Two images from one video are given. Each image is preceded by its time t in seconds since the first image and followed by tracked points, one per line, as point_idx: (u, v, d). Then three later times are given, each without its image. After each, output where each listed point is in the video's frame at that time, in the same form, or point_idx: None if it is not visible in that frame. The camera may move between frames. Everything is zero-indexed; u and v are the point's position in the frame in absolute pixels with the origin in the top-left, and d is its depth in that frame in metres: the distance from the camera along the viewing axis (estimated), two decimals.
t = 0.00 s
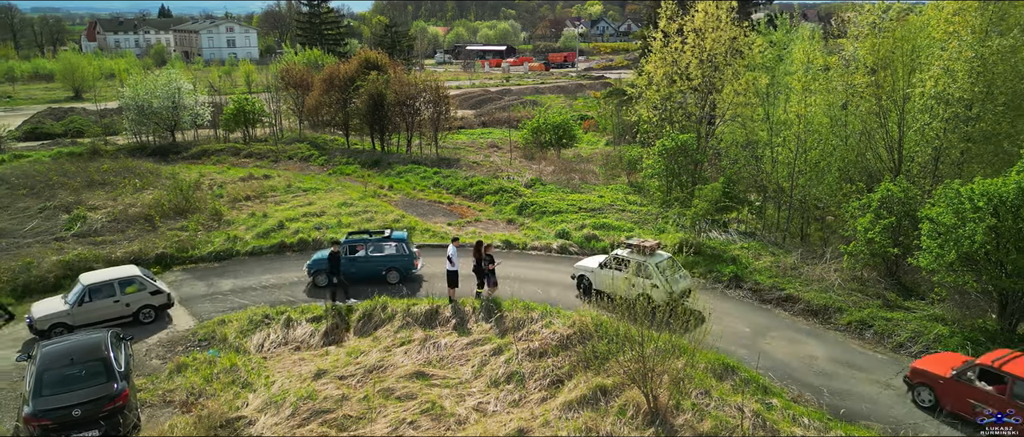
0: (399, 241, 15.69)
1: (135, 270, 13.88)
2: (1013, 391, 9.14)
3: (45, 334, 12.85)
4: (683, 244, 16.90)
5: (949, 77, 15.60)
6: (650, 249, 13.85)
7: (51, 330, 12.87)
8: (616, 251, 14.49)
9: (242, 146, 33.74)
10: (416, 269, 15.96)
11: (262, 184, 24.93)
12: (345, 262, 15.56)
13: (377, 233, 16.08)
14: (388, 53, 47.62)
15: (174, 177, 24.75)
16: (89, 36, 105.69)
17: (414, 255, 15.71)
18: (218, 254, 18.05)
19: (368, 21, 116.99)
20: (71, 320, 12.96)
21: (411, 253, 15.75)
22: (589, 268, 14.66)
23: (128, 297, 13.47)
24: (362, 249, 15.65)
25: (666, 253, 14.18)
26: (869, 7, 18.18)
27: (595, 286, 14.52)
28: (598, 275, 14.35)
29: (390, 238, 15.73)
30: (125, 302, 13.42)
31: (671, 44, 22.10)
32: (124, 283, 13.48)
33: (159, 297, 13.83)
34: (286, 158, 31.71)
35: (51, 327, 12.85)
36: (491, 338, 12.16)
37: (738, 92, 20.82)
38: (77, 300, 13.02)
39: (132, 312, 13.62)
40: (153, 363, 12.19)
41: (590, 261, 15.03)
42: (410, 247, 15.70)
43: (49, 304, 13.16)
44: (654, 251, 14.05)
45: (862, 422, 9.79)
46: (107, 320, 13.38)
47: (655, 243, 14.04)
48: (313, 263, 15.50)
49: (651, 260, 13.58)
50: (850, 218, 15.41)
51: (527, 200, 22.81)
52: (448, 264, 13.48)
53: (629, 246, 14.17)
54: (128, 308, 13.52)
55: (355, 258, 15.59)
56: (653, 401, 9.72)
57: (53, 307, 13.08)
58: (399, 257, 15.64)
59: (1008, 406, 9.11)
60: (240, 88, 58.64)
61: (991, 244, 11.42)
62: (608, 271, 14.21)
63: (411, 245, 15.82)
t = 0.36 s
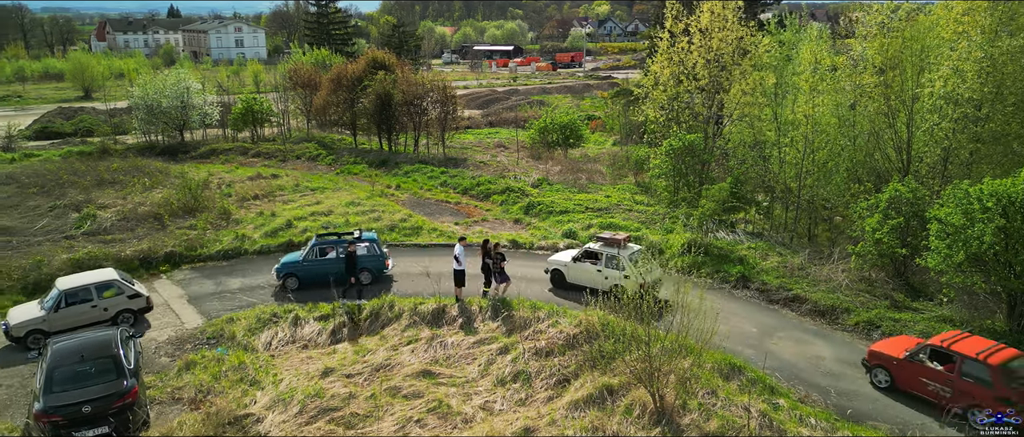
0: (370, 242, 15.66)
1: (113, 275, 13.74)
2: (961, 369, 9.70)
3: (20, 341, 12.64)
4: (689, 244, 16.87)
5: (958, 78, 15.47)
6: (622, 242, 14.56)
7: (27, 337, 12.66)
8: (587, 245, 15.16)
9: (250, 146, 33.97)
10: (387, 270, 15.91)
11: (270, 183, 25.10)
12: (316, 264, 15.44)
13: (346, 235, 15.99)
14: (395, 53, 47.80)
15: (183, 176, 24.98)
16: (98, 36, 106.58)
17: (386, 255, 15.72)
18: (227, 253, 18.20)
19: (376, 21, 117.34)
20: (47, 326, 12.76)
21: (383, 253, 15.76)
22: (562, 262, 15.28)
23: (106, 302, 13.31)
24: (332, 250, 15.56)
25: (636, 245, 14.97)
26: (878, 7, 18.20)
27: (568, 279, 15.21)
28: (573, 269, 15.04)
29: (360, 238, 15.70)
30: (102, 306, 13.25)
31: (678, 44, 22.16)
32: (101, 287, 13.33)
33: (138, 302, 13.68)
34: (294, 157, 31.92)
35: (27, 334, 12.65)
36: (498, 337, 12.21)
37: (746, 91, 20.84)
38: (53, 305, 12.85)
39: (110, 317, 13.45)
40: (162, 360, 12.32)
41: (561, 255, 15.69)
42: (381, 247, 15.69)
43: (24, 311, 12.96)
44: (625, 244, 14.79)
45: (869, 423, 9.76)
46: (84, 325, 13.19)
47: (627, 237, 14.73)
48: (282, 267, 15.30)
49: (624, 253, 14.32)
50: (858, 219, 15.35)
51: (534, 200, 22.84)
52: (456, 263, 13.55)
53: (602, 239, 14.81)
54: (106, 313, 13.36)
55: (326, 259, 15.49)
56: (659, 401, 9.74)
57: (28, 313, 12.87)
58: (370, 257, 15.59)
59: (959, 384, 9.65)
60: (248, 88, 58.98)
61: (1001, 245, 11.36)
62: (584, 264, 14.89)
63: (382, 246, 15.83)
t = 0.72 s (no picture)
0: (346, 243, 15.73)
1: (91, 278, 13.37)
2: (916, 350, 10.38)
3: None
4: (696, 245, 16.83)
5: (968, 78, 15.41)
6: (593, 236, 14.98)
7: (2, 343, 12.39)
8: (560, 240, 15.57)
9: (258, 145, 34.16)
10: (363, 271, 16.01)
11: (278, 183, 25.26)
12: (290, 268, 15.26)
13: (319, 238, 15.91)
14: (403, 53, 47.93)
15: (191, 176, 25.18)
16: (108, 36, 107.41)
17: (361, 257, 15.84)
18: (235, 252, 18.32)
19: (383, 21, 117.76)
20: (23, 331, 12.48)
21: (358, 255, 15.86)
22: (536, 258, 15.72)
23: (82, 307, 12.97)
24: (307, 253, 15.43)
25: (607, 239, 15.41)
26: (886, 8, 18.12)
27: (543, 274, 15.63)
28: (547, 265, 15.46)
29: (335, 241, 15.70)
30: (77, 312, 12.89)
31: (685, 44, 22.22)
32: (77, 292, 12.97)
33: (116, 306, 13.32)
34: (302, 157, 32.09)
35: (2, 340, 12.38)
36: (504, 337, 12.25)
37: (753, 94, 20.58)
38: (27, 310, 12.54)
39: (88, 323, 13.12)
40: (171, 359, 12.43)
41: (534, 252, 16.10)
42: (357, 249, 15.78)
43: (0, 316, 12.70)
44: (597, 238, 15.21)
45: (877, 424, 9.73)
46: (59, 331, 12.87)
47: (599, 231, 15.12)
48: (256, 271, 15.09)
49: (596, 246, 14.77)
50: (867, 220, 15.24)
51: (541, 200, 22.86)
52: (463, 263, 13.59)
53: (574, 234, 15.23)
54: (84, 318, 13.02)
55: (302, 263, 15.34)
56: (666, 401, 9.75)
57: (3, 319, 12.60)
58: (347, 259, 15.67)
59: (914, 365, 10.31)
60: (256, 88, 59.31)
61: (1011, 246, 11.30)
62: (557, 259, 15.32)
63: (357, 248, 15.92)
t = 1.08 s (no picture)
0: (327, 245, 15.71)
1: (72, 282, 13.34)
2: (876, 335, 10.90)
3: None
4: (703, 245, 16.79)
5: (979, 78, 15.27)
6: (564, 232, 15.52)
7: None
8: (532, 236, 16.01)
9: (267, 145, 34.36)
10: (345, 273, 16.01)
11: (287, 182, 25.41)
12: (271, 271, 15.21)
13: (300, 240, 15.89)
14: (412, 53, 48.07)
15: (199, 175, 25.38)
16: (118, 36, 108.31)
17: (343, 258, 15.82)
18: (243, 251, 18.43)
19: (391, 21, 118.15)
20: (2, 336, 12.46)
21: (340, 257, 15.82)
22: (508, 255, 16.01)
23: (62, 311, 12.94)
24: (287, 256, 15.40)
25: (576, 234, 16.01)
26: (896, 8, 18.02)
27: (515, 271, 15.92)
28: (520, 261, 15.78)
29: (316, 243, 15.68)
30: (56, 316, 12.87)
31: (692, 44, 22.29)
32: (57, 296, 12.95)
33: (97, 311, 13.29)
34: (310, 157, 32.26)
35: None
36: (512, 337, 12.27)
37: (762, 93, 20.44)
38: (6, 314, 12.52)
39: (68, 327, 13.10)
40: (179, 357, 12.54)
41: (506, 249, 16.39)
42: (338, 252, 15.77)
43: None
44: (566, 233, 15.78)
45: (886, 426, 9.68)
46: (38, 335, 12.85)
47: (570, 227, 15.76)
48: (236, 274, 14.99)
49: (567, 242, 15.30)
50: (876, 221, 15.16)
51: (548, 200, 22.87)
52: (470, 263, 13.65)
53: (545, 230, 15.69)
54: (64, 323, 13.00)
55: (282, 266, 15.31)
56: (673, 402, 9.74)
57: None
58: (328, 262, 15.62)
59: (874, 349, 10.84)
60: (265, 88, 59.67)
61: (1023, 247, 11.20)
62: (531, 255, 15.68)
63: (338, 250, 15.90)
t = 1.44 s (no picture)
0: (312, 248, 15.69)
1: (58, 287, 13.42)
2: (844, 322, 11.46)
3: None
4: (715, 246, 16.75)
5: (994, 79, 14.97)
6: (539, 229, 15.98)
7: None
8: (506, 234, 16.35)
9: (279, 144, 34.64)
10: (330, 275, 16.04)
11: (299, 182, 25.62)
12: (257, 274, 15.21)
13: (285, 243, 15.85)
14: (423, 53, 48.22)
15: (212, 174, 25.66)
16: (132, 36, 109.60)
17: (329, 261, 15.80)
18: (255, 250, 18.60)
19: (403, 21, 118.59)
20: None
21: (326, 259, 15.81)
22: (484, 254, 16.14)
23: (47, 316, 13.01)
24: (273, 258, 15.39)
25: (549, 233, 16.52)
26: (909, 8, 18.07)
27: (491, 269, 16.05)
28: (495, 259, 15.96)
29: (302, 246, 15.65)
30: (41, 320, 12.93)
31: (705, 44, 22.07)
32: (42, 301, 13.02)
33: (82, 316, 13.36)
34: (322, 157, 32.49)
35: None
36: (522, 337, 12.31)
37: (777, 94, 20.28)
38: None
39: (52, 332, 13.15)
40: (192, 355, 12.69)
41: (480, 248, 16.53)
42: (324, 254, 15.74)
43: None
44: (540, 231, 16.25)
45: (900, 429, 9.62)
46: (21, 339, 12.87)
47: (544, 224, 16.24)
48: (221, 278, 14.97)
49: (542, 238, 15.74)
50: (890, 222, 15.05)
51: (559, 200, 22.89)
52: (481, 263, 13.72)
53: (520, 228, 16.09)
54: (48, 327, 13.05)
55: (268, 269, 15.29)
56: (684, 404, 9.72)
57: None
58: (314, 264, 15.61)
59: (841, 334, 11.41)
60: (277, 88, 60.16)
61: None
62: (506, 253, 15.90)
63: (323, 253, 15.87)
